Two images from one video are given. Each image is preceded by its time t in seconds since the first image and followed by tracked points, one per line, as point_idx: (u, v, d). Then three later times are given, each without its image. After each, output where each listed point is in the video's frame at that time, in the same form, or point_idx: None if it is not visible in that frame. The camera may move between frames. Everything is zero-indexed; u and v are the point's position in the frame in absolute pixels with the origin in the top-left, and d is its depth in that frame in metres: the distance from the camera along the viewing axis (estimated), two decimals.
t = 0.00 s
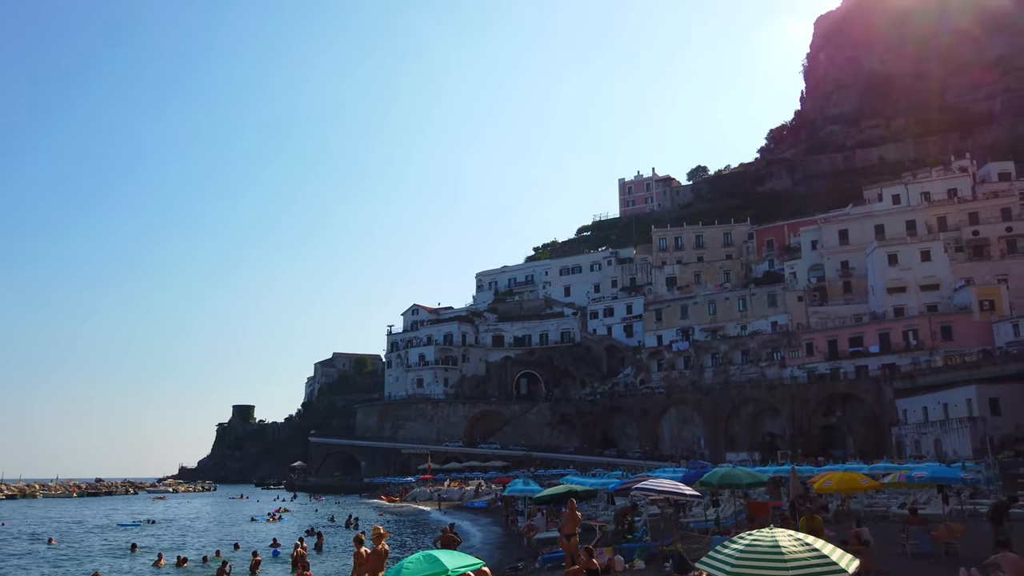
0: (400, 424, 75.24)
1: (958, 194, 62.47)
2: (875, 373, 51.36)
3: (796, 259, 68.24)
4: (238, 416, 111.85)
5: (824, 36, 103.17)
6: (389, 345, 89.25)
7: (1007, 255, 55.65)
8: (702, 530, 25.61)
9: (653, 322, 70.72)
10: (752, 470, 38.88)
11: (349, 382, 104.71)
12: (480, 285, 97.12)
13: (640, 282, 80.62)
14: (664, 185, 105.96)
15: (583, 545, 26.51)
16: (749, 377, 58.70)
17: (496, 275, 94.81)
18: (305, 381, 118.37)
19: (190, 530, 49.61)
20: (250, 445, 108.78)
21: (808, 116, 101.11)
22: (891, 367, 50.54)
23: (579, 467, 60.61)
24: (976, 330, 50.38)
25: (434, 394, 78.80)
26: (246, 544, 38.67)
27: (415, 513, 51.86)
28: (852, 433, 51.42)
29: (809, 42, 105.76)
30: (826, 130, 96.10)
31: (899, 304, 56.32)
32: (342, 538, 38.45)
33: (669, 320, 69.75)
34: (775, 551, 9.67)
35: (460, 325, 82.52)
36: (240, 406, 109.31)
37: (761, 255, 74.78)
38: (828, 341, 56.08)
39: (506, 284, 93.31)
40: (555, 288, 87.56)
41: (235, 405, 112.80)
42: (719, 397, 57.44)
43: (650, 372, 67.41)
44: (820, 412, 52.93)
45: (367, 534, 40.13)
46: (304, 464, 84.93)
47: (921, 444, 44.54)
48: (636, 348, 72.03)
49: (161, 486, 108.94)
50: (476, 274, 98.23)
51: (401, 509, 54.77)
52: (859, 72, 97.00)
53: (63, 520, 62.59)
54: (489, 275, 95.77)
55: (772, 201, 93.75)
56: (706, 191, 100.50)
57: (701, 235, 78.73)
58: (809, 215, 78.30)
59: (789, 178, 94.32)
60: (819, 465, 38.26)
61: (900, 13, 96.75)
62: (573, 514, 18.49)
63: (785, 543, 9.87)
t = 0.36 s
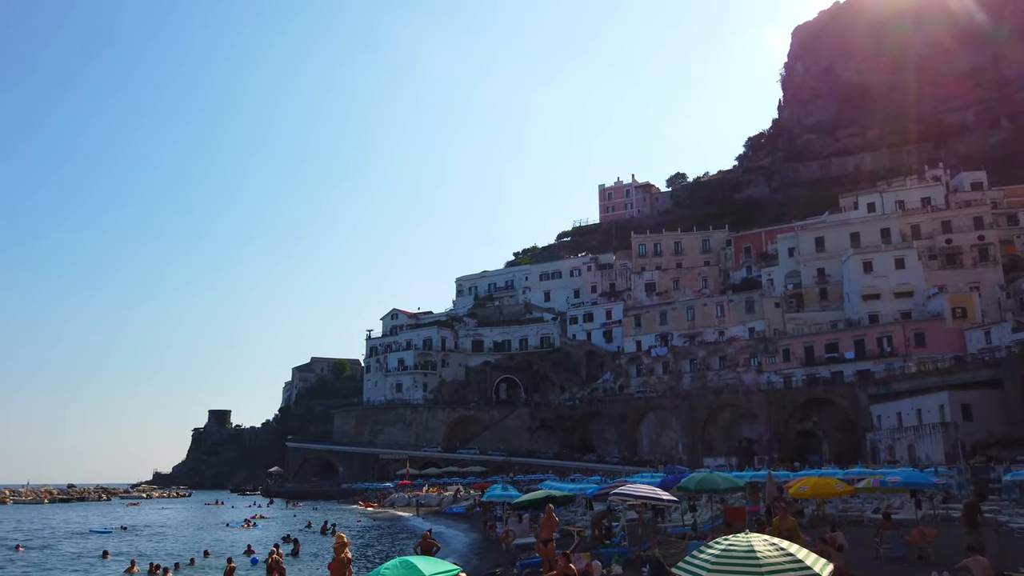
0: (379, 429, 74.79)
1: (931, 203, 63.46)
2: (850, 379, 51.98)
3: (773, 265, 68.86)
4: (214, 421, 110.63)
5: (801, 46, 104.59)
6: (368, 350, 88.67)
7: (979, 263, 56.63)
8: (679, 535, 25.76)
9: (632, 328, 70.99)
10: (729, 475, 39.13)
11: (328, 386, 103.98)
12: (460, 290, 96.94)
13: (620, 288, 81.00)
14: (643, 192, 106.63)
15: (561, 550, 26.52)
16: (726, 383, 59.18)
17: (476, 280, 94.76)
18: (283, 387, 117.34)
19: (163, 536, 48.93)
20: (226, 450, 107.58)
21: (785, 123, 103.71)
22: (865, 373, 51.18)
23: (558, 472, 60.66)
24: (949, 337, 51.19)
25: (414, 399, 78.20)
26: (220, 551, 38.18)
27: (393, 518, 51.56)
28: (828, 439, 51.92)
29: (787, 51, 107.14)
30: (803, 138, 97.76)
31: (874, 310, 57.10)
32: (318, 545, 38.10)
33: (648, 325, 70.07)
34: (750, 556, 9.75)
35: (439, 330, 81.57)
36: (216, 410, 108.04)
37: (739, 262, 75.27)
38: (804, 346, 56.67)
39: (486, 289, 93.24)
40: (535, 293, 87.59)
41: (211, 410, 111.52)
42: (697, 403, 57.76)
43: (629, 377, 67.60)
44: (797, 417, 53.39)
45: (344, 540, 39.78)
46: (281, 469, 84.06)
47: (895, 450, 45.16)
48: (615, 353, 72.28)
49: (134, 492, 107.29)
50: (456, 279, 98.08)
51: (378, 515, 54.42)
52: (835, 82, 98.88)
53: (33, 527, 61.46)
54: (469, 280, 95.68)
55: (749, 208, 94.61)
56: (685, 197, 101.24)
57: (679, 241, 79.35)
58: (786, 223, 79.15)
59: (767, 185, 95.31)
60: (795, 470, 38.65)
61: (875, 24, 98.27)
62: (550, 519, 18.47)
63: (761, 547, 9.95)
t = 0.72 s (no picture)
0: (354, 435, 74.25)
1: (902, 213, 64.56)
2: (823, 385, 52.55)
3: (748, 272, 69.56)
4: (186, 426, 109.21)
5: (776, 56, 105.99)
6: (344, 354, 87.93)
7: (948, 271, 57.63)
8: (654, 540, 25.93)
9: (608, 333, 71.26)
10: (703, 480, 39.44)
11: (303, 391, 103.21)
12: (437, 295, 96.62)
13: (597, 294, 81.35)
14: (620, 199, 107.25)
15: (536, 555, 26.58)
16: (701, 389, 59.64)
17: (453, 285, 94.57)
18: (257, 392, 116.16)
19: (133, 543, 48.18)
20: (198, 456, 106.17)
21: (761, 131, 105.17)
22: (837, 378, 51.83)
23: (534, 477, 60.66)
24: (919, 344, 52.02)
25: (389, 405, 77.79)
26: (190, 559, 37.63)
27: (367, 524, 51.26)
28: (801, 444, 52.39)
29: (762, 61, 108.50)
30: (778, 146, 99.17)
31: (846, 317, 57.87)
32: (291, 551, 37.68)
33: (624, 331, 70.38)
34: (722, 561, 9.82)
35: (416, 335, 81.36)
36: (188, 415, 106.62)
37: (714, 268, 76.03)
38: (778, 353, 57.30)
39: (463, 294, 93.07)
40: (512, 298, 87.67)
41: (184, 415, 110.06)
42: (672, 409, 58.10)
43: (605, 383, 67.77)
44: (770, 422, 53.84)
45: (316, 547, 39.39)
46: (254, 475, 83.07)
47: (866, 455, 45.85)
48: (591, 359, 72.59)
49: (103, 498, 105.45)
50: (434, 284, 97.80)
51: (352, 521, 54.02)
52: (809, 91, 100.41)
53: None
54: (446, 285, 95.48)
55: (724, 215, 95.47)
56: (661, 204, 101.96)
57: (656, 248, 79.93)
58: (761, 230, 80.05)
59: (742, 193, 96.31)
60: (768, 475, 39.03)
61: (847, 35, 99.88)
62: (525, 523, 18.40)
63: (733, 553, 9.99)
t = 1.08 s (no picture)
0: (326, 440, 73.54)
1: (870, 222, 65.64)
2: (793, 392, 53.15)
3: (720, 280, 70.19)
4: (154, 432, 107.52)
5: (748, 66, 107.47)
6: (316, 359, 87.06)
7: (915, 280, 58.69)
8: (625, 546, 26.03)
9: (582, 339, 71.47)
10: (674, 485, 39.69)
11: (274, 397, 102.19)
12: (411, 300, 96.21)
13: (571, 300, 81.56)
14: (595, 205, 107.81)
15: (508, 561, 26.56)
16: (674, 395, 60.03)
17: (427, 290, 94.29)
18: (228, 397, 114.65)
19: (98, 551, 47.22)
20: (166, 462, 104.38)
21: (733, 140, 106.52)
22: (807, 385, 52.48)
23: (507, 483, 60.61)
24: (886, 351, 52.92)
25: (362, 410, 77.55)
26: (157, 566, 36.94)
27: (338, 531, 50.76)
28: (771, 450, 52.90)
29: (735, 71, 109.97)
30: (750, 156, 100.46)
31: (815, 325, 58.70)
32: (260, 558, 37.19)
33: (598, 337, 70.69)
34: (692, 565, 9.87)
35: (389, 340, 80.67)
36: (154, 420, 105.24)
37: (687, 276, 76.72)
38: (749, 359, 57.86)
39: (437, 300, 92.79)
40: (487, 304, 87.68)
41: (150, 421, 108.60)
42: (644, 415, 58.42)
43: (579, 390, 67.93)
44: (741, 428, 54.30)
45: (286, 554, 38.93)
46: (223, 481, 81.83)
47: (834, 461, 46.45)
48: (565, 365, 72.77)
49: (67, 505, 103.21)
50: (408, 289, 97.38)
51: (323, 528, 53.47)
52: (781, 102, 101.96)
53: None
54: (421, 290, 95.12)
55: (697, 222, 96.24)
56: (636, 211, 102.59)
57: (630, 254, 80.49)
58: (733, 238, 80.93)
59: (714, 201, 97.26)
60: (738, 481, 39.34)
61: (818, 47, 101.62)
62: (497, 530, 18.37)
63: (702, 558, 10.07)
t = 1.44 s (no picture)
0: (295, 446, 72.66)
1: (837, 231, 66.80)
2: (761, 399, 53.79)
3: (690, 287, 70.80)
4: (118, 438, 105.65)
5: (720, 77, 108.96)
6: (286, 364, 85.97)
7: (880, 289, 59.79)
8: (595, 552, 26.11)
9: (554, 345, 71.72)
10: (643, 491, 39.90)
11: (242, 402, 100.96)
12: (383, 304, 95.62)
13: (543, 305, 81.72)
14: (567, 212, 108.32)
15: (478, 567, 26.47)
16: (644, 401, 60.39)
17: (399, 294, 93.80)
18: (194, 402, 112.92)
19: (58, 559, 46.09)
20: (130, 468, 102.31)
21: (704, 149, 107.81)
22: (775, 392, 53.15)
23: (478, 489, 60.48)
24: (852, 359, 53.83)
25: (332, 415, 75.93)
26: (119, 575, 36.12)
27: (306, 538, 50.13)
28: (740, 455, 53.39)
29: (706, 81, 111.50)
30: (720, 165, 101.69)
31: (783, 332, 59.51)
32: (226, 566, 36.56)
33: (570, 343, 70.97)
34: (660, 570, 9.95)
35: (360, 345, 79.77)
36: (117, 425, 103.52)
37: (658, 282, 77.34)
38: (718, 365, 58.45)
39: (409, 305, 92.37)
40: (459, 309, 87.55)
41: (113, 426, 106.76)
42: (615, 421, 58.72)
43: (550, 396, 67.95)
44: (710, 434, 54.75)
45: (253, 561, 38.36)
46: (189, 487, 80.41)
47: (801, 466, 47.11)
48: (537, 371, 72.93)
49: (25, 513, 100.49)
50: (379, 293, 96.76)
51: (291, 535, 52.78)
52: (751, 112, 103.56)
53: None
54: (393, 294, 94.59)
55: (668, 229, 97.00)
56: (608, 218, 103.16)
57: (602, 261, 81.00)
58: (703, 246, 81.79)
59: (685, 209, 98.17)
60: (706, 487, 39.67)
61: (788, 59, 103.52)
62: (467, 537, 18.26)
63: (669, 564, 10.13)
